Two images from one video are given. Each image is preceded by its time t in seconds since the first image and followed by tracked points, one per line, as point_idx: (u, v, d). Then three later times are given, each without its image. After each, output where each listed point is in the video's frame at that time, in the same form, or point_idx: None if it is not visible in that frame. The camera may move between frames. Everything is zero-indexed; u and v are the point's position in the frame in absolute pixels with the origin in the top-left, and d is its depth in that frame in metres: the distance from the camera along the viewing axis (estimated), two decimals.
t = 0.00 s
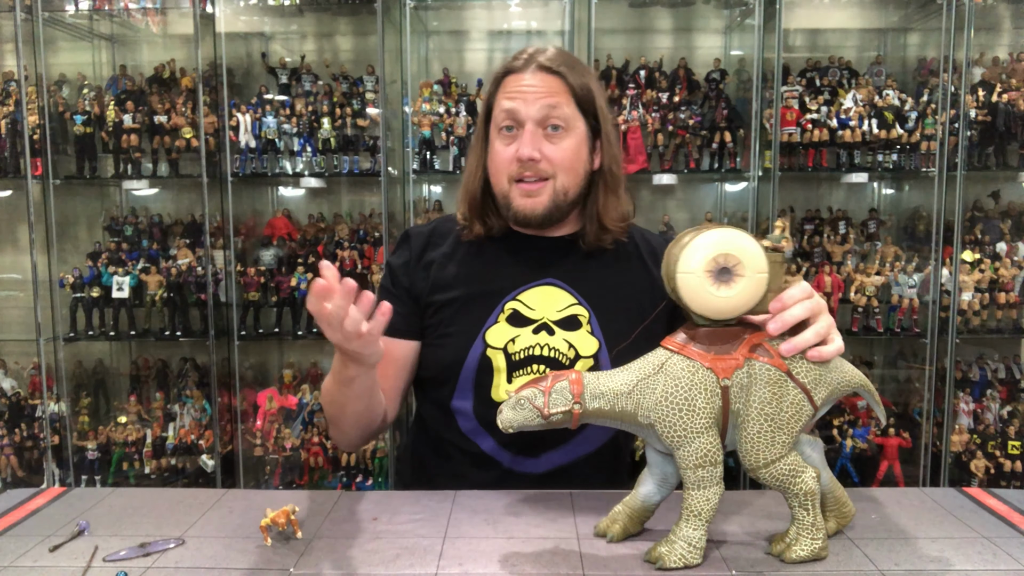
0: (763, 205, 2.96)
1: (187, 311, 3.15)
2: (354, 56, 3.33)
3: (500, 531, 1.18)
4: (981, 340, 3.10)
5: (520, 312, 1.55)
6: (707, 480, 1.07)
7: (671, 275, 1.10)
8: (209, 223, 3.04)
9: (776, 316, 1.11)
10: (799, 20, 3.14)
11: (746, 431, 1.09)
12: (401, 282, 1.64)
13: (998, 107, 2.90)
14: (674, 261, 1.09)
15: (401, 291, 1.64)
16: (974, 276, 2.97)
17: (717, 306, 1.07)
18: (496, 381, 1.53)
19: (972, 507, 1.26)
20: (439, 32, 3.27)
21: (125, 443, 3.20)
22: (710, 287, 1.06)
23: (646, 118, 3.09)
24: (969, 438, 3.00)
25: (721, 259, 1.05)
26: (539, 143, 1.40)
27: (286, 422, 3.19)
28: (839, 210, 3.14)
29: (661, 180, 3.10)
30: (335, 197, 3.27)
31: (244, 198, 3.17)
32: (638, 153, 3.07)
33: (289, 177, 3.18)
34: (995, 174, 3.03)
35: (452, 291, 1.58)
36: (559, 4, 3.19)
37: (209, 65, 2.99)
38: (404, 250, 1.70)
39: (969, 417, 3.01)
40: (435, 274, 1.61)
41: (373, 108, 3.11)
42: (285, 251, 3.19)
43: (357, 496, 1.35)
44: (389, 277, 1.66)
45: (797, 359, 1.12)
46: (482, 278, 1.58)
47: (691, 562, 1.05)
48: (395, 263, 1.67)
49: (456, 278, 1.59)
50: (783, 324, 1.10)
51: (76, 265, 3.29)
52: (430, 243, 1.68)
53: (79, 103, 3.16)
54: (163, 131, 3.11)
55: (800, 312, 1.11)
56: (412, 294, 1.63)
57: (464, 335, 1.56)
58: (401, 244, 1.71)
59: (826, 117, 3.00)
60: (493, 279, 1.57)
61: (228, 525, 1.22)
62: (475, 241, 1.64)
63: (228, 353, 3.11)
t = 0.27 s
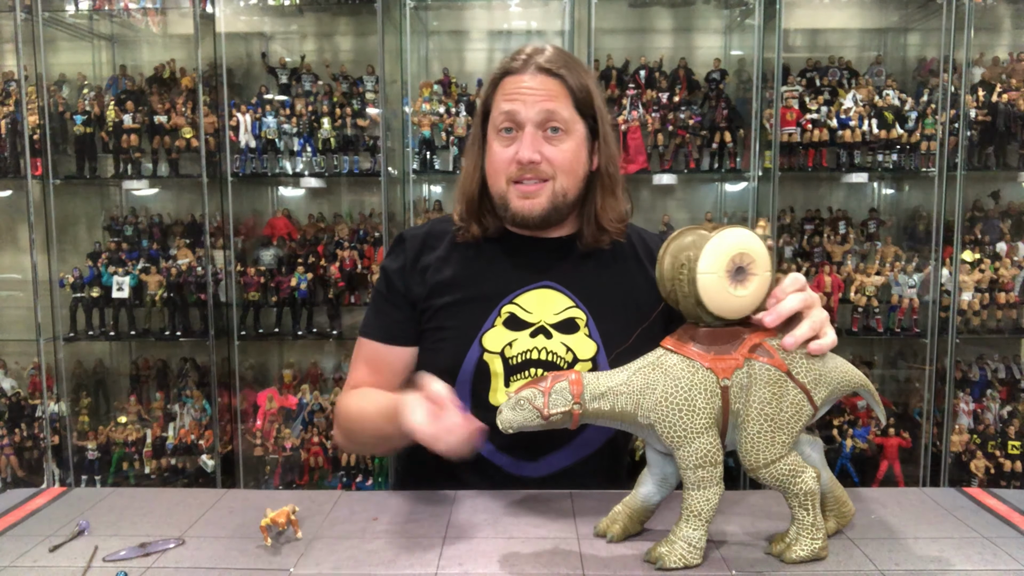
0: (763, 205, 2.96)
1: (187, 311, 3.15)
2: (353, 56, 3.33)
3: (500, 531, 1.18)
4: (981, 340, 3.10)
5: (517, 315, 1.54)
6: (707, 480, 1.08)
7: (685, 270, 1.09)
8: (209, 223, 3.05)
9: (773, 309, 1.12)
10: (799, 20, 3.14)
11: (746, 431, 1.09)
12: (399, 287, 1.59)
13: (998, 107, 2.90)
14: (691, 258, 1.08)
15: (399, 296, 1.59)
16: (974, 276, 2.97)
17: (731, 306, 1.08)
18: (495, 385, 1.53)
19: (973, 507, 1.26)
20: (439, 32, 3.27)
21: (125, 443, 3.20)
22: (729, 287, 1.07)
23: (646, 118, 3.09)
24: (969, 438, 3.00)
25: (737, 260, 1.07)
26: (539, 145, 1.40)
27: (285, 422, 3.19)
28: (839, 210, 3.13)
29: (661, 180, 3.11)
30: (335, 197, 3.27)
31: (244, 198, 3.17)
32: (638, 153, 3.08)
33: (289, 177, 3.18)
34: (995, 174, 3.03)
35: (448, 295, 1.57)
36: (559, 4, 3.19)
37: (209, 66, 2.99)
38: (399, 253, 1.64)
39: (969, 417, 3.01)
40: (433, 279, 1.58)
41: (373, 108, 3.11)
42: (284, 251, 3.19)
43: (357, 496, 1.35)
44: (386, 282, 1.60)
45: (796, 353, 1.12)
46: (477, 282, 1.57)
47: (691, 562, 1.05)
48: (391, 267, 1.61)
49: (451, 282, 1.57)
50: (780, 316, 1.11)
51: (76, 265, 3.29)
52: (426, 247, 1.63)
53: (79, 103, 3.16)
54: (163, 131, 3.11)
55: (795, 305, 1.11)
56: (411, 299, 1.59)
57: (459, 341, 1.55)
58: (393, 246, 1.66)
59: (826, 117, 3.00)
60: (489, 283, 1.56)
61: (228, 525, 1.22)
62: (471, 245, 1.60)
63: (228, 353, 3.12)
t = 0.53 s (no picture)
0: (763, 205, 2.96)
1: (187, 311, 3.15)
2: (353, 56, 3.33)
3: (500, 531, 1.18)
4: (981, 340, 3.10)
5: (515, 317, 1.54)
6: (706, 479, 1.08)
7: (689, 271, 1.08)
8: (209, 223, 3.05)
9: (768, 305, 1.16)
10: (799, 20, 3.14)
11: (745, 430, 1.09)
12: (401, 286, 1.57)
13: (998, 107, 2.90)
14: (697, 259, 1.07)
15: (402, 295, 1.57)
16: (974, 276, 2.97)
17: (739, 304, 1.08)
18: (494, 388, 1.53)
19: (973, 507, 1.26)
20: (439, 32, 3.27)
21: (125, 443, 3.20)
22: (737, 287, 1.07)
23: (646, 118, 3.09)
24: (969, 438, 3.00)
25: (741, 259, 1.07)
26: (535, 145, 1.39)
27: (286, 422, 3.20)
28: (839, 210, 3.13)
29: (661, 180, 3.11)
30: (335, 197, 3.27)
31: (244, 198, 3.17)
32: (638, 154, 3.08)
33: (289, 177, 3.18)
34: (995, 174, 3.03)
35: (447, 297, 1.55)
36: (559, 4, 3.19)
37: (209, 66, 2.99)
38: (400, 253, 1.62)
39: (969, 417, 3.01)
40: (434, 279, 1.57)
41: (373, 108, 3.11)
42: (285, 251, 3.19)
43: (357, 496, 1.35)
44: (388, 281, 1.58)
45: (793, 344, 1.14)
46: (475, 283, 1.56)
47: (691, 562, 1.05)
48: (394, 266, 1.59)
49: (449, 282, 1.56)
50: (775, 312, 1.15)
51: (76, 265, 3.29)
52: (426, 247, 1.62)
53: (79, 103, 3.16)
54: (163, 131, 3.11)
55: (788, 301, 1.16)
56: (414, 298, 1.58)
57: (456, 342, 1.54)
58: (393, 245, 1.64)
59: (826, 117, 3.00)
60: (486, 284, 1.55)
61: (228, 525, 1.22)
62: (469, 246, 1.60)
63: (229, 353, 3.11)
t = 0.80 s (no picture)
0: (763, 205, 2.96)
1: (187, 311, 3.15)
2: (353, 56, 3.33)
3: (500, 531, 1.18)
4: (981, 340, 3.10)
5: (514, 317, 1.54)
6: (706, 479, 1.08)
7: (694, 272, 1.08)
8: (209, 223, 3.05)
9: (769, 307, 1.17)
10: (799, 20, 3.14)
11: (745, 430, 1.09)
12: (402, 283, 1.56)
13: (998, 107, 2.90)
14: (702, 260, 1.07)
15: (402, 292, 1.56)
16: (974, 276, 2.97)
17: (742, 304, 1.08)
18: (494, 388, 1.54)
19: (972, 507, 1.26)
20: (439, 32, 3.27)
21: (125, 443, 3.20)
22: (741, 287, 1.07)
23: (646, 118, 3.09)
24: (969, 438, 3.00)
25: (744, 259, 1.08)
26: (533, 151, 1.39)
27: (286, 422, 3.20)
28: (839, 210, 3.14)
29: (661, 180, 3.11)
30: (335, 197, 3.27)
31: (244, 198, 3.17)
32: (638, 153, 3.08)
33: (289, 177, 3.18)
34: (995, 174, 3.03)
35: (449, 297, 1.55)
36: (559, 5, 3.19)
37: (209, 66, 2.99)
38: (398, 250, 1.61)
39: (969, 417, 3.01)
40: (434, 275, 1.57)
41: (373, 108, 3.11)
42: (285, 251, 3.19)
43: (357, 496, 1.35)
44: (388, 279, 1.56)
45: (794, 345, 1.14)
46: (473, 283, 1.56)
47: (691, 562, 1.05)
48: (394, 262, 1.58)
49: (448, 281, 1.56)
50: (777, 314, 1.16)
51: (76, 265, 3.29)
52: (424, 242, 1.62)
53: (79, 103, 3.16)
54: (163, 131, 3.11)
55: (786, 303, 1.18)
56: (414, 294, 1.56)
57: (456, 342, 1.54)
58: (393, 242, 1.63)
59: (826, 117, 3.00)
60: (485, 285, 1.55)
61: (228, 525, 1.22)
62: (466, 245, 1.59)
63: (228, 353, 3.11)
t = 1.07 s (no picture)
0: (763, 205, 2.96)
1: (187, 311, 3.15)
2: (353, 56, 3.33)
3: (500, 531, 1.18)
4: (981, 340, 3.10)
5: (512, 316, 1.53)
6: (706, 479, 1.08)
7: (694, 271, 1.08)
8: (209, 223, 3.05)
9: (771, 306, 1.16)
10: (799, 20, 3.14)
11: (745, 430, 1.09)
12: (405, 280, 1.56)
13: (998, 107, 2.90)
14: (702, 260, 1.07)
15: (404, 290, 1.56)
16: (974, 276, 2.97)
17: (744, 303, 1.08)
18: (493, 387, 1.53)
19: (972, 507, 1.26)
20: (438, 32, 3.27)
21: (125, 443, 3.20)
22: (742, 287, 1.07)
23: (646, 118, 3.09)
24: (968, 438, 3.00)
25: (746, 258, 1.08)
26: (527, 143, 1.40)
27: (286, 422, 3.20)
28: (839, 210, 3.14)
29: (661, 180, 3.11)
30: (335, 197, 3.28)
31: (244, 198, 3.17)
32: (638, 153, 3.08)
33: (289, 177, 3.18)
34: (995, 174, 3.03)
35: (450, 295, 1.55)
36: (559, 4, 3.19)
37: (209, 65, 2.99)
38: (399, 249, 1.62)
39: (969, 417, 3.01)
40: (435, 272, 1.57)
41: (373, 108, 3.11)
42: (284, 251, 3.18)
43: (356, 496, 1.35)
44: (392, 277, 1.57)
45: (793, 346, 1.14)
46: (472, 281, 1.56)
47: (691, 561, 1.05)
48: (397, 260, 1.59)
49: (447, 280, 1.56)
50: (781, 312, 1.15)
51: (76, 265, 3.30)
52: (424, 240, 1.63)
53: (79, 103, 3.16)
54: (163, 131, 3.11)
55: (788, 300, 1.18)
56: (417, 291, 1.57)
57: (456, 339, 1.54)
58: (394, 241, 1.63)
59: (826, 117, 3.00)
60: (484, 285, 1.55)
61: (228, 526, 1.22)
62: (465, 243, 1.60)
63: (228, 353, 3.11)
